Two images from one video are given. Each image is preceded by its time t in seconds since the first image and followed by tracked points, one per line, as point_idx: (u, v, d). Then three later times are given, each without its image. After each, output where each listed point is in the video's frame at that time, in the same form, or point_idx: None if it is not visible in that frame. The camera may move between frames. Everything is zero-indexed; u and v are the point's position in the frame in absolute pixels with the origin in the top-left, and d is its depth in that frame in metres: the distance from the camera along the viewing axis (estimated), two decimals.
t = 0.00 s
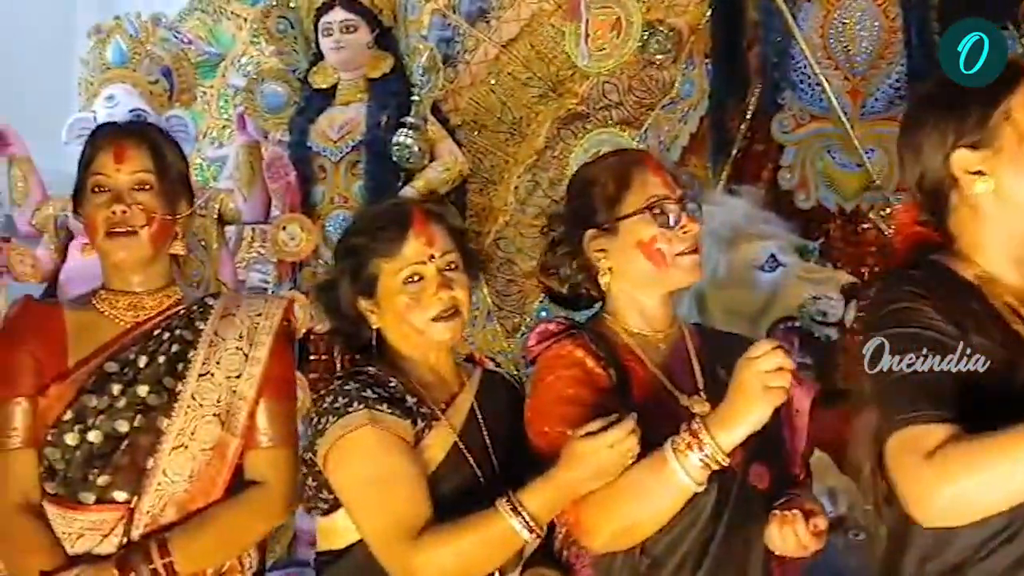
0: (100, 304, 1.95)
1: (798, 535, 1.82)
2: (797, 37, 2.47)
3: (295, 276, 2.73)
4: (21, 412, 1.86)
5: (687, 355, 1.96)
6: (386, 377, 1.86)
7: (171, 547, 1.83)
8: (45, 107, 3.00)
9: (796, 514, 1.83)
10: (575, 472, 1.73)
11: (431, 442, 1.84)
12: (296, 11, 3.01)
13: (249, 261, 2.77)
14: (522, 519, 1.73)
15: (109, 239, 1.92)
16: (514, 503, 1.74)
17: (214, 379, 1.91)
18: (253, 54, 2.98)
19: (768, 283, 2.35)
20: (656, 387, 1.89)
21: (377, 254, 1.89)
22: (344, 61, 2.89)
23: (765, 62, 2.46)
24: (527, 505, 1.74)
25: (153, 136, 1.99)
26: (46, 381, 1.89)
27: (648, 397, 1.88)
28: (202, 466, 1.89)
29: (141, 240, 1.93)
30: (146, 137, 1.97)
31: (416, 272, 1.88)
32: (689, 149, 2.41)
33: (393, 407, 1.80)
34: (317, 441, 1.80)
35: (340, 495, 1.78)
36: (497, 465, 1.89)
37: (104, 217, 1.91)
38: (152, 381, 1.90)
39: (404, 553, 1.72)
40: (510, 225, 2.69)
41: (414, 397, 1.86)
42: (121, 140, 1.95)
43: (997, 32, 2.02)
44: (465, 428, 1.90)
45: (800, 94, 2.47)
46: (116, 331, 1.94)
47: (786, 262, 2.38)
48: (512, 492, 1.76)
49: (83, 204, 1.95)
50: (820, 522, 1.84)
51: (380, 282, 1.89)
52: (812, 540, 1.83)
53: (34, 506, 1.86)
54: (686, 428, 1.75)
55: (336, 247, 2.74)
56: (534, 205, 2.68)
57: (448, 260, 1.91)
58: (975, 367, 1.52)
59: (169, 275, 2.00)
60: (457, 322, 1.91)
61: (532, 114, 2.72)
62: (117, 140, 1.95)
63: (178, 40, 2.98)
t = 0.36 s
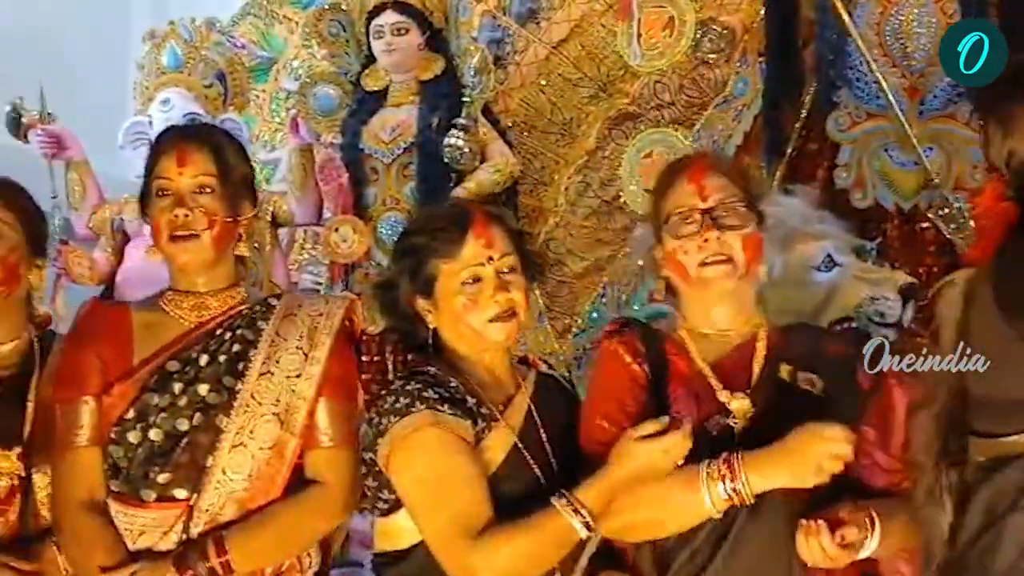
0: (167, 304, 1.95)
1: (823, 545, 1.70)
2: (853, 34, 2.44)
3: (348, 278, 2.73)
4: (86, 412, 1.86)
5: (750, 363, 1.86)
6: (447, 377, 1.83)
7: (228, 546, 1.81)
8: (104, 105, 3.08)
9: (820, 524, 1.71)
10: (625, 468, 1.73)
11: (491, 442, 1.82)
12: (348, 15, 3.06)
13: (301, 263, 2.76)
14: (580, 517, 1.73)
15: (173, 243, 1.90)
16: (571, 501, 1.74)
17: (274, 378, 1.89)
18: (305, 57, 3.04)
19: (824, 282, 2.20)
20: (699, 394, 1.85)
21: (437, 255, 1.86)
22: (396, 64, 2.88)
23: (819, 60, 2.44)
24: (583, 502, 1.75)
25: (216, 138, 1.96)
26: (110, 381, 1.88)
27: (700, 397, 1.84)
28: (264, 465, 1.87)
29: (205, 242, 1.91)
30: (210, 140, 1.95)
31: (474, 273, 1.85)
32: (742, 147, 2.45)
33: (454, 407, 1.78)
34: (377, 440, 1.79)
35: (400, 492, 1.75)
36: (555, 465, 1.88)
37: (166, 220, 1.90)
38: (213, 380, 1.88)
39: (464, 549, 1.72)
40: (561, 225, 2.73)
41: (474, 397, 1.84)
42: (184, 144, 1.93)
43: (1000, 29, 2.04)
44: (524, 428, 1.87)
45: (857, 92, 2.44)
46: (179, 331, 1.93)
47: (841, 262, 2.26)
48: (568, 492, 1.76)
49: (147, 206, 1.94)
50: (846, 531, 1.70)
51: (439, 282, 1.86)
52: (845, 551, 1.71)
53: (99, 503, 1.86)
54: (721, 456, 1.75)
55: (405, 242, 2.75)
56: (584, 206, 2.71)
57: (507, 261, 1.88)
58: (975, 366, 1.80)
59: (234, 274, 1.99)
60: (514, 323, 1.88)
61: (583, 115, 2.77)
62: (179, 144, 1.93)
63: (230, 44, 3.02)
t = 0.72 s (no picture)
0: (226, 303, 1.93)
1: (818, 562, 1.77)
2: (907, 30, 2.40)
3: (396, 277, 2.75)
4: (149, 408, 1.85)
5: (840, 358, 1.94)
6: (508, 374, 1.82)
7: (289, 541, 1.81)
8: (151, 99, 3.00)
9: (819, 542, 1.78)
10: (659, 446, 1.87)
11: (552, 438, 1.83)
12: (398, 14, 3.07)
13: (349, 264, 2.75)
14: (637, 500, 1.81)
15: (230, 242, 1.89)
16: (618, 482, 1.81)
17: (333, 376, 1.89)
18: (353, 58, 3.04)
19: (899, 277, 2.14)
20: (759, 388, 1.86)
21: (499, 253, 1.88)
22: (443, 63, 2.84)
23: (873, 57, 2.41)
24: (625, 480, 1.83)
25: (277, 136, 1.95)
26: (172, 378, 1.87)
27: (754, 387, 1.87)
28: (321, 461, 1.87)
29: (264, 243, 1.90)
30: (270, 140, 1.93)
31: (536, 271, 1.87)
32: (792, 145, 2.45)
33: (518, 403, 1.78)
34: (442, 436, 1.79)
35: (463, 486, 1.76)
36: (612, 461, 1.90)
37: (226, 219, 1.88)
38: (273, 377, 1.88)
39: (533, 540, 1.74)
40: (609, 226, 2.69)
41: (534, 394, 1.83)
42: (246, 144, 1.93)
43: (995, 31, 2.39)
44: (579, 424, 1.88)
45: (910, 89, 2.40)
46: (239, 331, 1.91)
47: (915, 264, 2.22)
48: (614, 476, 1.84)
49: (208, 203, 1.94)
50: (842, 553, 1.75)
51: (498, 280, 1.88)
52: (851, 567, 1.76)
53: (160, 499, 1.85)
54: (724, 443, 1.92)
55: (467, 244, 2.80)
56: (632, 206, 2.71)
57: (565, 258, 1.91)
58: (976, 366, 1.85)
59: (293, 273, 1.96)
60: (572, 319, 1.91)
61: (630, 113, 2.76)
62: (240, 144, 1.92)
63: (279, 45, 3.05)
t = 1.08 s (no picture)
0: (269, 304, 1.91)
1: (822, 558, 1.65)
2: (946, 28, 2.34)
3: (431, 278, 2.82)
4: (194, 405, 1.82)
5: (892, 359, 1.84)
6: (541, 373, 1.77)
7: (336, 537, 1.78)
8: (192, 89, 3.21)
9: (824, 537, 1.66)
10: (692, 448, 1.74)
11: (585, 438, 1.76)
12: (432, 16, 3.07)
13: (383, 264, 2.78)
14: (661, 503, 1.71)
15: (267, 238, 1.88)
16: (644, 486, 1.72)
17: (376, 375, 1.86)
18: (387, 60, 3.06)
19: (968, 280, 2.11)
20: (817, 391, 1.78)
21: (541, 251, 1.83)
22: (479, 65, 2.87)
23: (911, 55, 2.37)
24: (656, 486, 1.73)
25: (316, 134, 1.93)
26: (218, 376, 1.85)
27: (807, 390, 1.80)
28: (366, 459, 1.84)
29: (300, 241, 1.88)
30: (309, 138, 1.92)
31: (579, 269, 1.83)
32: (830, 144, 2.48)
33: (550, 403, 1.71)
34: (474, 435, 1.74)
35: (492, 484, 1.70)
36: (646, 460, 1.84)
37: (264, 216, 1.88)
38: (318, 375, 1.85)
39: (558, 543, 1.66)
40: (643, 227, 2.72)
41: (567, 393, 1.77)
42: (284, 142, 1.92)
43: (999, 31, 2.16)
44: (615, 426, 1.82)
45: (948, 87, 2.37)
46: (284, 330, 1.89)
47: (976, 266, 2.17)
48: (639, 479, 1.74)
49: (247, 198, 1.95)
50: (845, 549, 1.62)
51: (538, 282, 1.83)
52: (857, 564, 1.62)
53: (206, 494, 1.82)
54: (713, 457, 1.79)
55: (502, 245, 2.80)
56: (665, 206, 2.73)
57: (606, 259, 1.86)
58: (974, 367, 1.67)
59: (334, 273, 1.95)
60: (614, 319, 1.86)
61: (664, 114, 2.75)
62: (279, 143, 1.91)
63: (314, 48, 3.09)
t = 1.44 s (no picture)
0: (303, 301, 1.92)
1: (837, 557, 1.61)
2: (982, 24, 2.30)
3: (461, 276, 2.88)
4: (227, 402, 1.84)
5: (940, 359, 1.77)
6: (569, 373, 1.76)
7: (365, 536, 1.78)
8: (212, 94, 3.37)
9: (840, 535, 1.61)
10: (721, 451, 1.70)
11: (611, 439, 1.75)
12: (462, 16, 3.05)
13: (414, 264, 2.87)
14: (688, 505, 1.69)
15: (298, 237, 1.88)
16: (670, 488, 1.69)
17: (406, 374, 1.86)
18: (418, 60, 3.07)
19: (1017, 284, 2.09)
20: (858, 391, 1.71)
21: (590, 246, 1.78)
22: (510, 64, 2.87)
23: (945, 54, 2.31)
24: (681, 488, 1.70)
25: (347, 132, 1.93)
26: (250, 374, 1.86)
27: (850, 388, 1.72)
28: (395, 459, 1.85)
29: (331, 237, 1.88)
30: (339, 137, 1.92)
31: (625, 264, 1.80)
32: (864, 143, 2.47)
33: (577, 403, 1.70)
34: (501, 433, 1.72)
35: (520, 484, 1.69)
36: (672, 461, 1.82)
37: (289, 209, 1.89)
38: (349, 374, 1.85)
39: (584, 544, 1.64)
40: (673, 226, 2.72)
41: (595, 393, 1.76)
42: (315, 139, 1.93)
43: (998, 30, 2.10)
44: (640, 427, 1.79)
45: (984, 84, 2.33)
46: (316, 329, 1.90)
47: None
48: (664, 480, 1.72)
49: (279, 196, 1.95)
50: (857, 548, 1.56)
51: (578, 279, 1.80)
52: (871, 563, 1.56)
53: (238, 492, 1.84)
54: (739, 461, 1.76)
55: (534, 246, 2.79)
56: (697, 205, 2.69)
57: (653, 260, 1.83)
58: (974, 367, 1.61)
59: (366, 273, 1.95)
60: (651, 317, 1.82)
61: (695, 113, 2.74)
62: (309, 141, 1.92)
63: (346, 48, 3.13)
